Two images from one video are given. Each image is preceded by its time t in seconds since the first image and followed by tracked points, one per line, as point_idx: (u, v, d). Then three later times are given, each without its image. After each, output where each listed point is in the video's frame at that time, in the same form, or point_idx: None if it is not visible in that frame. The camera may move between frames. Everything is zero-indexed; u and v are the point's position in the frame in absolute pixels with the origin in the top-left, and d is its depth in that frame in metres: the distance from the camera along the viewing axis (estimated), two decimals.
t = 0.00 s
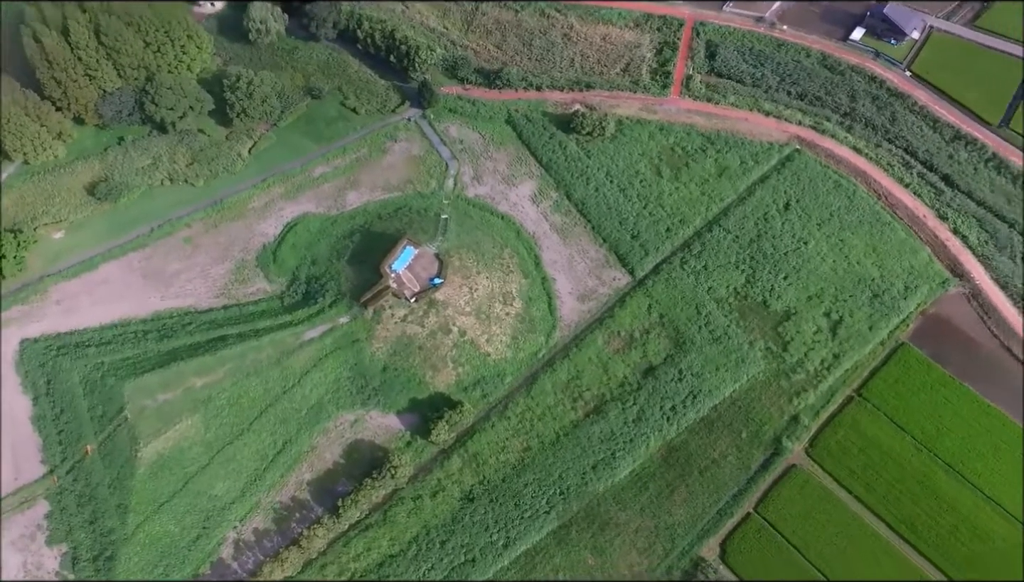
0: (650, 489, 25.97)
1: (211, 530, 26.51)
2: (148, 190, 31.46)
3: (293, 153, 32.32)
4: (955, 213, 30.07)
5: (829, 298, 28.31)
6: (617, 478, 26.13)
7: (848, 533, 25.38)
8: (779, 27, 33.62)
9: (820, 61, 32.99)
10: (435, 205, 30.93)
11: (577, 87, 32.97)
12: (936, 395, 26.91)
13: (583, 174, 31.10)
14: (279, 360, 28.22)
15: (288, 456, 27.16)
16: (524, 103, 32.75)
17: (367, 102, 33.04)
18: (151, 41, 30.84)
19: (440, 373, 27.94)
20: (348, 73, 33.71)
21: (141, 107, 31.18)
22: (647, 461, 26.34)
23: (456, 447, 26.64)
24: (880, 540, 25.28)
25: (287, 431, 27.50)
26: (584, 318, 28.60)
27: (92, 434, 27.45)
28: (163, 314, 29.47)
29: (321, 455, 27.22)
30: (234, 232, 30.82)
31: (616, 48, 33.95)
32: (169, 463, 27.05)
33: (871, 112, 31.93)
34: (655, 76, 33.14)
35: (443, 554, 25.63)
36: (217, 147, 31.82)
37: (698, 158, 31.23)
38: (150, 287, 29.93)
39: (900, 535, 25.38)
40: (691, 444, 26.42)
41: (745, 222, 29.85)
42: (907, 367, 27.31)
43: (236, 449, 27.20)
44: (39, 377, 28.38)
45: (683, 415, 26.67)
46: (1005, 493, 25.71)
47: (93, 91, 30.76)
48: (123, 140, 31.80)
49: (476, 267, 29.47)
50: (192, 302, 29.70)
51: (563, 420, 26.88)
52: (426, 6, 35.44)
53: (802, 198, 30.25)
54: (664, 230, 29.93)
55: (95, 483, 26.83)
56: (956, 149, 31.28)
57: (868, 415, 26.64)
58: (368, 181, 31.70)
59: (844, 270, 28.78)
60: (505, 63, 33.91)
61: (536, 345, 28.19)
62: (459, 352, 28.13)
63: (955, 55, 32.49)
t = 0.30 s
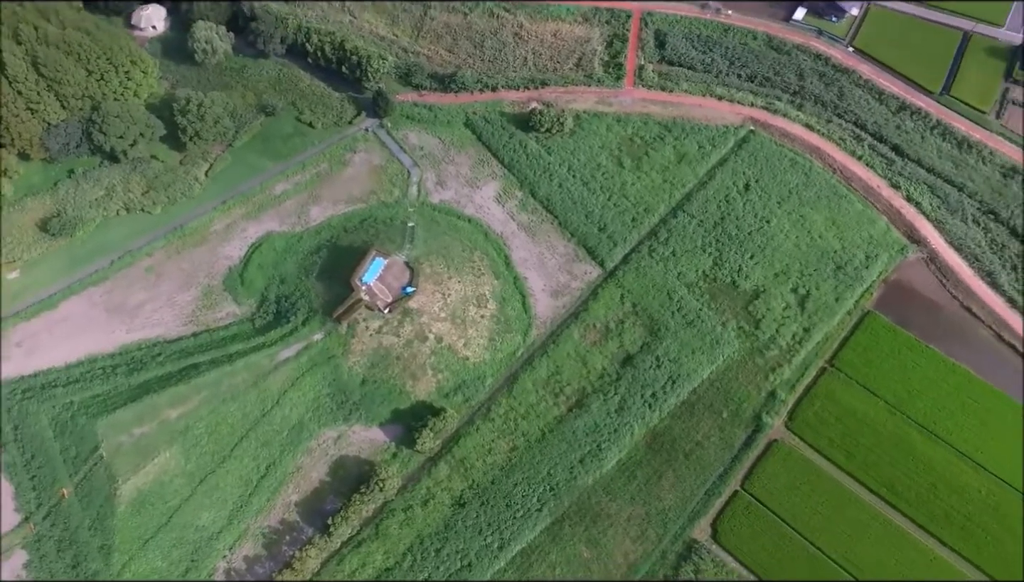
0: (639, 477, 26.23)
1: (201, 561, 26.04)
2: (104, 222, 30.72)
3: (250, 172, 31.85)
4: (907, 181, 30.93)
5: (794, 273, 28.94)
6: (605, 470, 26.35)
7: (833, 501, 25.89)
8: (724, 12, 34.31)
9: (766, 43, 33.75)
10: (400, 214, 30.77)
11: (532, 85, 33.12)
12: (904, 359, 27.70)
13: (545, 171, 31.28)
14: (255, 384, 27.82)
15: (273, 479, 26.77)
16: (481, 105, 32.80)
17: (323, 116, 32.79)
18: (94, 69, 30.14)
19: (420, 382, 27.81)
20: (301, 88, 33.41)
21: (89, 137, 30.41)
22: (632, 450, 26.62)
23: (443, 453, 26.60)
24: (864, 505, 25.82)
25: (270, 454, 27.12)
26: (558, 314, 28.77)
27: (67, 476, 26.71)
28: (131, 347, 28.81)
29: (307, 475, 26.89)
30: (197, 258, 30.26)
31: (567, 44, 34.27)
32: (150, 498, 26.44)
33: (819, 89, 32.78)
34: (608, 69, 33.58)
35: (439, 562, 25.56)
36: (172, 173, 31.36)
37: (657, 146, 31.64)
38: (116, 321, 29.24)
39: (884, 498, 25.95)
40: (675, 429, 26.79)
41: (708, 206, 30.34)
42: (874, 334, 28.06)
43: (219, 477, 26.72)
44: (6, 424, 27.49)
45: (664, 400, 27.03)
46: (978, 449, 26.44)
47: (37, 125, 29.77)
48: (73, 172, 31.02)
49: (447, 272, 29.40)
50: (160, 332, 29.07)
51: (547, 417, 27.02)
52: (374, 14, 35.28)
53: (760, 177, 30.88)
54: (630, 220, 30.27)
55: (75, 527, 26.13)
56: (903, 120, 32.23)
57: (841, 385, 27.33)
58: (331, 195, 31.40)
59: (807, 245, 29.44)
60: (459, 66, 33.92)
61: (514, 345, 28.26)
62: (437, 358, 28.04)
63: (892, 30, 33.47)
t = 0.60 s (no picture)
0: (627, 467, 26.47)
1: None
2: (63, 255, 29.96)
3: (213, 193, 31.35)
4: (863, 156, 31.73)
5: (762, 254, 29.48)
6: (593, 463, 26.52)
7: (817, 475, 26.38)
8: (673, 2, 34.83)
9: (718, 30, 34.29)
10: (368, 224, 30.56)
11: (491, 86, 33.20)
12: (874, 330, 28.40)
13: (511, 171, 31.37)
14: (234, 407, 27.41)
15: (261, 502, 26.40)
16: (441, 109, 32.84)
17: (282, 131, 32.41)
18: (40, 99, 29.36)
19: (402, 392, 27.68)
20: (257, 104, 32.99)
21: (41, 169, 29.56)
22: (619, 441, 26.84)
23: (431, 461, 26.52)
24: (847, 475, 26.34)
25: (255, 477, 26.74)
26: (535, 312, 28.89)
27: (46, 518, 26.01)
28: (103, 380, 28.17)
29: (295, 495, 26.56)
30: (164, 284, 29.69)
31: (523, 43, 34.40)
32: (135, 533, 25.87)
33: (772, 72, 33.46)
34: (564, 65, 33.85)
35: (435, 570, 25.50)
36: (131, 201, 30.65)
37: (619, 138, 31.94)
38: (84, 355, 28.56)
39: (865, 467, 26.51)
40: (658, 416, 27.12)
41: (673, 194, 30.73)
42: (844, 307, 28.72)
43: (204, 505, 26.21)
44: None
45: (646, 389, 27.33)
46: (951, 412, 27.15)
47: None
48: (27, 207, 30.19)
49: (421, 280, 29.30)
50: (131, 362, 28.46)
51: (532, 415, 27.11)
52: (326, 26, 35.02)
53: (722, 162, 31.38)
54: (599, 213, 30.51)
55: (58, 569, 25.46)
56: (854, 96, 33.04)
57: (816, 360, 27.92)
58: (296, 210, 31.07)
59: (772, 225, 30.02)
60: (416, 72, 33.89)
61: (493, 346, 28.30)
62: (418, 366, 27.93)
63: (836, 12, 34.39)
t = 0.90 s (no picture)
0: (615, 458, 26.55)
1: None
2: (25, 290, 29.23)
3: (176, 217, 30.84)
4: (820, 135, 32.47)
5: (731, 238, 29.96)
6: (581, 457, 26.58)
7: (801, 450, 26.61)
8: None
9: (671, 20, 35.14)
10: (338, 237, 30.28)
11: (451, 90, 33.27)
12: (844, 303, 28.88)
13: (478, 173, 31.42)
14: (215, 433, 26.97)
15: (250, 526, 25.97)
16: (402, 116, 32.80)
17: (243, 149, 32.08)
18: None
19: (386, 403, 27.48)
20: (215, 123, 32.58)
21: None
22: (605, 433, 26.96)
23: (420, 469, 26.44)
24: (830, 448, 26.62)
25: (242, 501, 26.31)
26: (512, 312, 28.91)
27: (27, 563, 25.27)
28: (77, 416, 27.48)
29: (285, 515, 26.18)
30: (133, 313, 29.09)
31: (479, 45, 34.79)
32: (122, 570, 25.29)
33: (726, 58, 34.15)
34: (523, 65, 34.16)
35: (433, 578, 25.36)
36: (91, 230, 29.94)
37: (582, 133, 32.24)
38: (56, 392, 27.86)
39: (846, 437, 26.81)
40: (642, 405, 27.31)
41: (639, 185, 31.08)
42: (813, 283, 29.22)
43: (192, 534, 25.73)
44: None
45: (628, 380, 27.55)
46: (926, 378, 27.59)
47: None
48: None
49: (396, 289, 29.17)
50: (105, 396, 27.83)
51: (517, 415, 27.14)
52: (280, 40, 35.18)
53: (685, 150, 31.81)
54: (568, 209, 30.68)
55: None
56: (807, 77, 33.84)
57: (790, 337, 28.34)
58: (263, 228, 30.67)
59: (738, 209, 30.53)
60: (376, 80, 33.97)
61: (473, 349, 28.26)
62: (399, 376, 27.79)
63: None
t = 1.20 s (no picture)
0: (602, 450, 26.56)
1: None
2: None
3: (137, 245, 30.28)
4: (775, 116, 33.17)
5: (697, 224, 30.40)
6: (569, 452, 26.55)
7: (782, 425, 26.82)
8: None
9: (621, 13, 35.82)
10: (306, 252, 29.99)
11: (409, 97, 33.33)
12: (810, 278, 29.45)
13: (443, 178, 31.40)
14: (197, 461, 26.46)
15: (240, 552, 25.49)
16: (362, 126, 32.76)
17: (202, 171, 31.65)
18: None
19: (369, 416, 27.22)
20: (170, 147, 32.04)
21: None
22: (590, 426, 26.99)
23: (409, 479, 26.25)
24: (811, 421, 26.86)
25: (230, 527, 25.83)
26: (488, 314, 28.93)
27: None
28: (51, 458, 26.80)
29: (275, 538, 25.74)
30: (101, 347, 28.43)
31: (433, 49, 34.94)
32: None
33: (678, 47, 34.79)
34: (479, 67, 34.36)
35: None
36: (50, 266, 29.03)
37: (543, 131, 32.43)
38: (27, 434, 27.11)
39: (823, 409, 27.14)
40: (624, 395, 27.46)
41: (604, 177, 31.40)
42: (780, 261, 29.79)
43: (181, 566, 25.19)
44: None
45: (608, 371, 27.71)
46: (895, 344, 28.12)
47: None
48: None
49: (370, 300, 28.91)
50: (78, 434, 27.15)
51: (501, 416, 27.11)
52: (231, 58, 34.91)
53: (646, 140, 32.22)
54: (535, 207, 30.83)
55: None
56: (758, 60, 34.57)
57: (761, 316, 28.77)
58: (229, 250, 30.20)
59: (701, 193, 31.01)
60: (331, 92, 33.89)
61: (452, 354, 28.20)
62: (380, 387, 27.58)
63: None
